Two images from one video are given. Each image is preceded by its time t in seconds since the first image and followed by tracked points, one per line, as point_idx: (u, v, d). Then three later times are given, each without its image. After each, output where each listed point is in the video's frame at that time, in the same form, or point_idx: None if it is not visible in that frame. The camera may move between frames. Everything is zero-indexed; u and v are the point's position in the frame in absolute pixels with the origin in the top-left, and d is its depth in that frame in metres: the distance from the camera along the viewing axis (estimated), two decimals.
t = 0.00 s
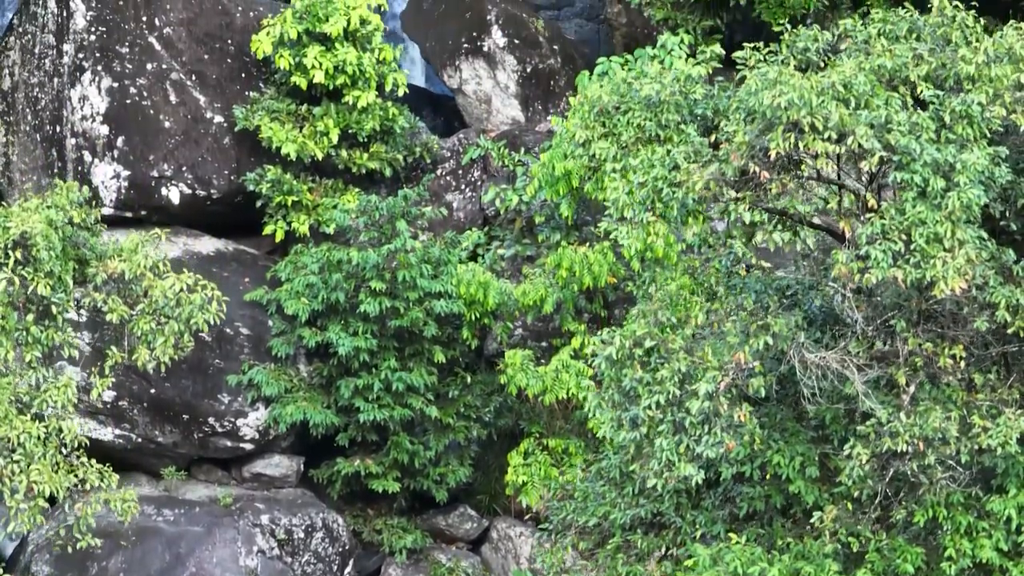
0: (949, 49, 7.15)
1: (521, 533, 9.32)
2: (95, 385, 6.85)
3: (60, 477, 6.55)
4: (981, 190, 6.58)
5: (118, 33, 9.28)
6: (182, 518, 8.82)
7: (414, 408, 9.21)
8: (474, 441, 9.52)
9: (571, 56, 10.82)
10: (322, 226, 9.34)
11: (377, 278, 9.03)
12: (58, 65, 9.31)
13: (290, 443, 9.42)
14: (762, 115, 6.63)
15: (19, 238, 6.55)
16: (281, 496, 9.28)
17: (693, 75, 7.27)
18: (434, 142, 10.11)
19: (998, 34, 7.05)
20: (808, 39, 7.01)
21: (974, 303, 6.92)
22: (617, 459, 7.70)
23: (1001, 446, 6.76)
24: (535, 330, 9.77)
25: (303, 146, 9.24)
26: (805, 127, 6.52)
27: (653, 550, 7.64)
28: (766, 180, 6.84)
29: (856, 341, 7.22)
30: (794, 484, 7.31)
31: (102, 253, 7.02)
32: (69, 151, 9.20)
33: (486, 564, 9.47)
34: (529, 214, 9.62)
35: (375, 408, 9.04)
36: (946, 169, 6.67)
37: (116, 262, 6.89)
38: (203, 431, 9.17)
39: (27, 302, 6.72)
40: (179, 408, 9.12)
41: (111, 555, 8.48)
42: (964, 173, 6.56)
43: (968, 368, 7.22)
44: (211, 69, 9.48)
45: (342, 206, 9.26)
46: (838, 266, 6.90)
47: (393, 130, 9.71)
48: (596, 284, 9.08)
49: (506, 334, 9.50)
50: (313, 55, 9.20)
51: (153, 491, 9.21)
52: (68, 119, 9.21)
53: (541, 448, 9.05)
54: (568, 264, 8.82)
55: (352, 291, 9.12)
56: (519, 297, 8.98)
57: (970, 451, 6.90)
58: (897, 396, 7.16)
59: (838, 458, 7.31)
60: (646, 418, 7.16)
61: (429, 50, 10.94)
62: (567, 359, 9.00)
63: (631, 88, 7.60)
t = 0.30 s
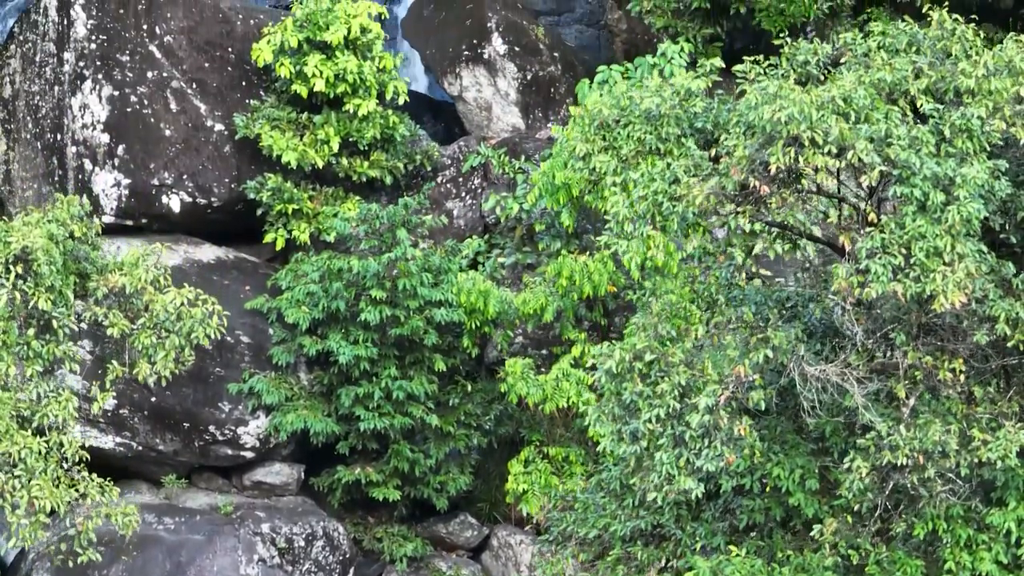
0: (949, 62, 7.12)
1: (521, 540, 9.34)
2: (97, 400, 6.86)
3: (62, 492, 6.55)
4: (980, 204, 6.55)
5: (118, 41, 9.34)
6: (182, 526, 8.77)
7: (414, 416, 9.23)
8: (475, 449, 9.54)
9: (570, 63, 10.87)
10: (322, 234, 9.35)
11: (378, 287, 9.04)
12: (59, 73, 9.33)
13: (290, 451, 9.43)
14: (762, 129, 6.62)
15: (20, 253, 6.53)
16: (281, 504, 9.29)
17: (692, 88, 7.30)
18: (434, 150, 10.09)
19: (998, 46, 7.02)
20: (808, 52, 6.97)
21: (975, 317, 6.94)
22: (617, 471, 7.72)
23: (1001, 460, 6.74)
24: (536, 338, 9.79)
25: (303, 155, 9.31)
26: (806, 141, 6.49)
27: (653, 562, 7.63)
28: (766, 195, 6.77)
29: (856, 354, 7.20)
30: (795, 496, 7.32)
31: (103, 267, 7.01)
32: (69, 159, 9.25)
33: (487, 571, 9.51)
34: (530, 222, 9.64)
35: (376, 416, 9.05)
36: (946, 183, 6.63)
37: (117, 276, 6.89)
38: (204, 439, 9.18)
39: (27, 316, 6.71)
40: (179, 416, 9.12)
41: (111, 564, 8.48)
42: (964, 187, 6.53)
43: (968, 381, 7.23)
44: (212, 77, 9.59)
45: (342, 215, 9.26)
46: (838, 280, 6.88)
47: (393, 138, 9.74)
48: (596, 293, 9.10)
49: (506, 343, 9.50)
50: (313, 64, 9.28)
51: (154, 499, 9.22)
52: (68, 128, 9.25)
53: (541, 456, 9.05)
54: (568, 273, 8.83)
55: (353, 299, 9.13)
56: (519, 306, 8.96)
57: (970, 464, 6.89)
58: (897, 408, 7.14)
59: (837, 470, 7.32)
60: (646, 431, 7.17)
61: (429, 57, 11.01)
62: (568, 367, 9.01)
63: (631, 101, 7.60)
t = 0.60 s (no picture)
0: (948, 72, 7.10)
1: (522, 545, 9.40)
2: (97, 411, 6.88)
3: (62, 505, 6.56)
4: (979, 215, 6.51)
5: (120, 46, 9.54)
6: (182, 531, 8.71)
7: (415, 421, 9.24)
8: (474, 453, 9.56)
9: (570, 68, 10.97)
10: (322, 239, 9.49)
11: (378, 292, 9.04)
12: (59, 79, 9.53)
13: (290, 457, 9.44)
14: (762, 139, 6.56)
15: (20, 265, 6.51)
16: (281, 509, 9.31)
17: (692, 99, 7.36)
18: (434, 154, 10.15)
19: (996, 56, 6.96)
20: (808, 62, 6.98)
21: (974, 326, 6.91)
22: (616, 479, 7.74)
23: (1000, 469, 6.71)
24: (536, 342, 9.82)
25: (303, 160, 9.52)
26: (805, 152, 6.42)
27: (653, 569, 7.72)
28: (766, 206, 6.71)
29: (855, 364, 7.15)
30: (794, 506, 7.32)
31: (103, 278, 6.97)
32: (70, 163, 9.45)
33: None
34: (529, 227, 9.65)
35: (376, 422, 9.05)
36: (945, 194, 6.63)
37: (117, 287, 6.88)
38: (204, 444, 9.13)
39: (27, 327, 6.68)
40: (180, 421, 9.09)
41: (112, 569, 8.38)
42: (963, 198, 6.50)
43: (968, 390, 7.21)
44: (212, 83, 9.77)
45: (342, 221, 9.29)
46: (837, 291, 6.77)
47: (393, 143, 9.89)
48: (596, 299, 9.09)
49: (506, 347, 9.47)
50: (313, 69, 9.47)
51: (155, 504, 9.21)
52: (69, 133, 9.46)
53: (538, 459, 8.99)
54: (568, 279, 8.81)
55: (353, 305, 9.13)
56: (519, 311, 8.93)
57: (970, 474, 6.87)
58: (895, 416, 7.11)
59: (835, 480, 7.33)
60: (646, 441, 7.19)
61: (429, 60, 11.02)
62: (568, 372, 9.01)
63: (631, 111, 7.61)
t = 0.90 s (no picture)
0: (948, 76, 6.99)
1: (522, 543, 9.40)
2: (98, 416, 6.92)
3: (63, 511, 6.56)
4: (979, 220, 6.45)
5: (120, 46, 9.57)
6: (182, 530, 8.70)
7: (415, 420, 9.24)
8: (474, 452, 9.58)
9: (570, 66, 10.97)
10: (321, 238, 9.51)
11: (378, 291, 9.03)
12: (59, 77, 9.55)
13: (290, 455, 9.45)
14: (761, 144, 6.52)
15: (21, 271, 6.49)
16: (281, 508, 9.33)
17: (692, 102, 7.29)
18: (434, 153, 10.14)
19: (996, 60, 6.93)
20: (808, 66, 6.92)
21: (974, 330, 6.91)
22: (617, 481, 7.75)
23: (999, 473, 6.69)
24: (535, 341, 9.80)
25: (303, 158, 9.55)
26: (804, 158, 6.38)
27: (653, 573, 7.69)
28: (766, 211, 6.67)
29: (855, 367, 7.16)
30: (793, 509, 7.33)
31: (104, 283, 6.97)
32: (70, 162, 9.48)
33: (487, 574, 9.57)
34: (529, 226, 9.64)
35: (376, 421, 9.05)
36: (944, 199, 6.54)
37: (118, 291, 6.87)
38: (204, 443, 9.16)
39: (27, 332, 6.64)
40: (181, 420, 9.10)
41: (113, 567, 8.37)
42: (962, 203, 6.42)
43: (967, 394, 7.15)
44: (213, 81, 9.78)
45: (342, 220, 9.29)
46: (836, 296, 6.77)
47: (393, 141, 9.87)
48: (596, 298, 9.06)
49: (505, 346, 9.45)
50: (313, 69, 9.47)
51: (155, 502, 9.22)
52: (69, 132, 9.49)
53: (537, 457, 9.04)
54: (568, 278, 8.82)
55: (353, 304, 9.12)
56: (519, 311, 8.92)
57: (969, 476, 6.84)
58: (894, 420, 7.07)
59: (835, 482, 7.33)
60: (646, 445, 7.19)
61: (429, 58, 11.00)
62: (568, 371, 8.99)
63: (631, 114, 7.58)
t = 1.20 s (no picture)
0: (947, 79, 6.99)
1: (521, 540, 9.41)
2: (97, 420, 6.98)
3: (63, 516, 6.55)
4: (978, 223, 6.35)
5: (120, 43, 9.57)
6: (182, 528, 8.70)
7: (414, 418, 9.23)
8: (474, 450, 9.58)
9: (570, 62, 10.96)
10: (322, 236, 9.52)
11: (377, 289, 9.01)
12: (59, 75, 9.54)
13: (290, 453, 9.46)
14: (760, 148, 6.53)
15: (21, 275, 6.47)
16: (281, 505, 9.33)
17: (691, 105, 7.27)
18: (434, 150, 10.17)
19: (995, 63, 6.89)
20: (806, 69, 6.92)
21: (971, 333, 6.81)
22: (616, 482, 7.77)
23: (998, 476, 6.58)
24: (535, 339, 9.79)
25: (303, 156, 9.56)
26: (803, 162, 6.34)
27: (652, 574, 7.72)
28: (764, 215, 6.60)
29: (854, 368, 7.09)
30: (791, 512, 7.32)
31: (103, 286, 7.02)
32: (70, 160, 9.48)
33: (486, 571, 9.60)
34: (529, 224, 9.63)
35: (375, 419, 9.05)
36: (942, 202, 6.48)
37: (117, 295, 6.86)
38: (204, 441, 9.15)
39: (28, 336, 6.64)
40: (180, 418, 9.07)
41: (114, 563, 8.40)
42: (960, 207, 6.35)
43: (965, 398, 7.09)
44: (212, 79, 9.78)
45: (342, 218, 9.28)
46: (834, 299, 6.67)
47: (393, 139, 9.91)
48: (596, 297, 9.02)
49: (505, 344, 9.44)
50: (313, 67, 9.49)
51: (155, 499, 9.23)
52: (69, 129, 9.49)
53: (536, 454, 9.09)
54: (568, 277, 8.80)
55: (353, 302, 9.10)
56: (519, 309, 8.90)
57: (968, 480, 6.72)
58: (893, 423, 7.03)
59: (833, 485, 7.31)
60: (646, 449, 7.17)
61: (429, 55, 11.06)
62: (567, 370, 8.97)
63: (630, 117, 7.55)
